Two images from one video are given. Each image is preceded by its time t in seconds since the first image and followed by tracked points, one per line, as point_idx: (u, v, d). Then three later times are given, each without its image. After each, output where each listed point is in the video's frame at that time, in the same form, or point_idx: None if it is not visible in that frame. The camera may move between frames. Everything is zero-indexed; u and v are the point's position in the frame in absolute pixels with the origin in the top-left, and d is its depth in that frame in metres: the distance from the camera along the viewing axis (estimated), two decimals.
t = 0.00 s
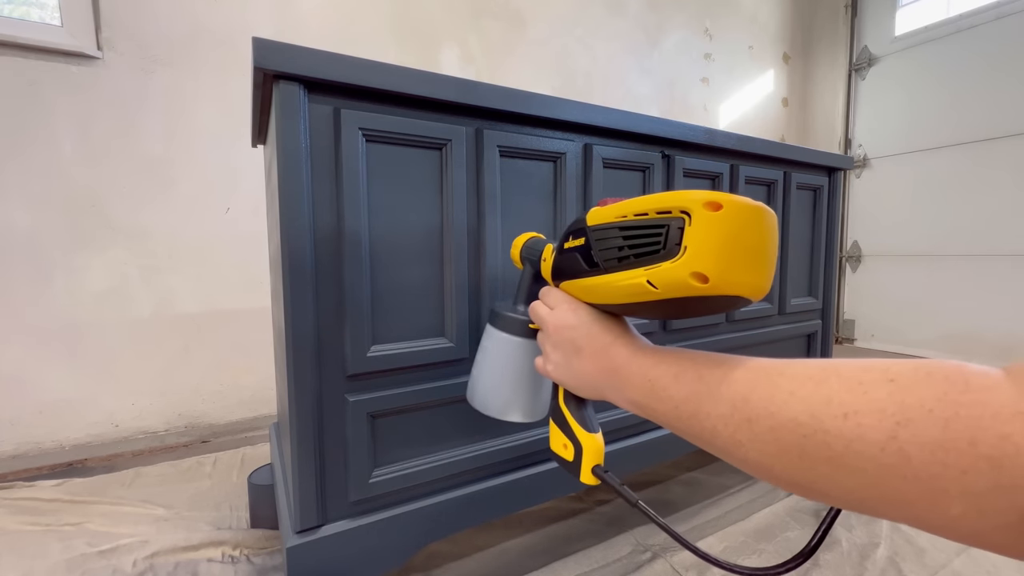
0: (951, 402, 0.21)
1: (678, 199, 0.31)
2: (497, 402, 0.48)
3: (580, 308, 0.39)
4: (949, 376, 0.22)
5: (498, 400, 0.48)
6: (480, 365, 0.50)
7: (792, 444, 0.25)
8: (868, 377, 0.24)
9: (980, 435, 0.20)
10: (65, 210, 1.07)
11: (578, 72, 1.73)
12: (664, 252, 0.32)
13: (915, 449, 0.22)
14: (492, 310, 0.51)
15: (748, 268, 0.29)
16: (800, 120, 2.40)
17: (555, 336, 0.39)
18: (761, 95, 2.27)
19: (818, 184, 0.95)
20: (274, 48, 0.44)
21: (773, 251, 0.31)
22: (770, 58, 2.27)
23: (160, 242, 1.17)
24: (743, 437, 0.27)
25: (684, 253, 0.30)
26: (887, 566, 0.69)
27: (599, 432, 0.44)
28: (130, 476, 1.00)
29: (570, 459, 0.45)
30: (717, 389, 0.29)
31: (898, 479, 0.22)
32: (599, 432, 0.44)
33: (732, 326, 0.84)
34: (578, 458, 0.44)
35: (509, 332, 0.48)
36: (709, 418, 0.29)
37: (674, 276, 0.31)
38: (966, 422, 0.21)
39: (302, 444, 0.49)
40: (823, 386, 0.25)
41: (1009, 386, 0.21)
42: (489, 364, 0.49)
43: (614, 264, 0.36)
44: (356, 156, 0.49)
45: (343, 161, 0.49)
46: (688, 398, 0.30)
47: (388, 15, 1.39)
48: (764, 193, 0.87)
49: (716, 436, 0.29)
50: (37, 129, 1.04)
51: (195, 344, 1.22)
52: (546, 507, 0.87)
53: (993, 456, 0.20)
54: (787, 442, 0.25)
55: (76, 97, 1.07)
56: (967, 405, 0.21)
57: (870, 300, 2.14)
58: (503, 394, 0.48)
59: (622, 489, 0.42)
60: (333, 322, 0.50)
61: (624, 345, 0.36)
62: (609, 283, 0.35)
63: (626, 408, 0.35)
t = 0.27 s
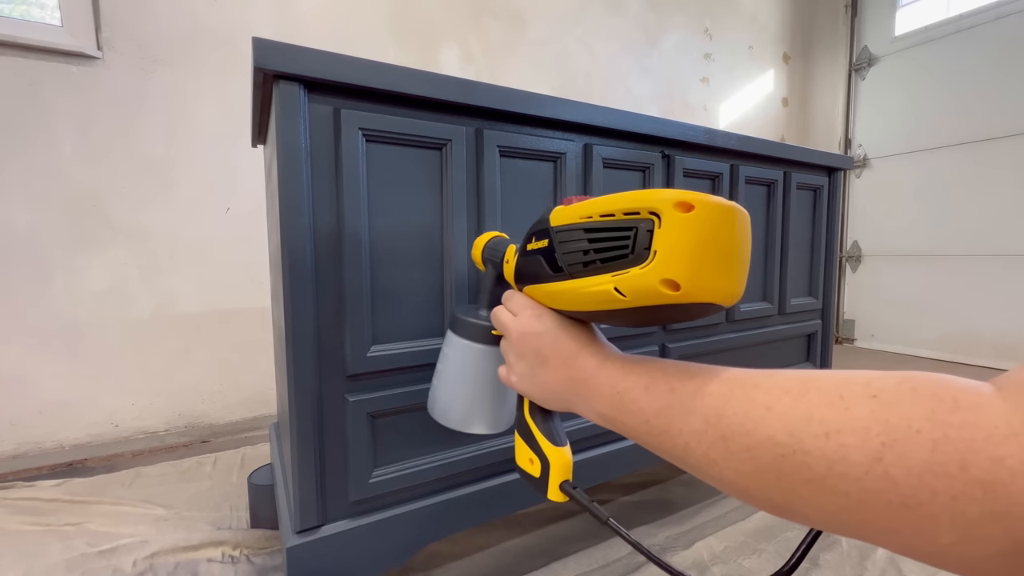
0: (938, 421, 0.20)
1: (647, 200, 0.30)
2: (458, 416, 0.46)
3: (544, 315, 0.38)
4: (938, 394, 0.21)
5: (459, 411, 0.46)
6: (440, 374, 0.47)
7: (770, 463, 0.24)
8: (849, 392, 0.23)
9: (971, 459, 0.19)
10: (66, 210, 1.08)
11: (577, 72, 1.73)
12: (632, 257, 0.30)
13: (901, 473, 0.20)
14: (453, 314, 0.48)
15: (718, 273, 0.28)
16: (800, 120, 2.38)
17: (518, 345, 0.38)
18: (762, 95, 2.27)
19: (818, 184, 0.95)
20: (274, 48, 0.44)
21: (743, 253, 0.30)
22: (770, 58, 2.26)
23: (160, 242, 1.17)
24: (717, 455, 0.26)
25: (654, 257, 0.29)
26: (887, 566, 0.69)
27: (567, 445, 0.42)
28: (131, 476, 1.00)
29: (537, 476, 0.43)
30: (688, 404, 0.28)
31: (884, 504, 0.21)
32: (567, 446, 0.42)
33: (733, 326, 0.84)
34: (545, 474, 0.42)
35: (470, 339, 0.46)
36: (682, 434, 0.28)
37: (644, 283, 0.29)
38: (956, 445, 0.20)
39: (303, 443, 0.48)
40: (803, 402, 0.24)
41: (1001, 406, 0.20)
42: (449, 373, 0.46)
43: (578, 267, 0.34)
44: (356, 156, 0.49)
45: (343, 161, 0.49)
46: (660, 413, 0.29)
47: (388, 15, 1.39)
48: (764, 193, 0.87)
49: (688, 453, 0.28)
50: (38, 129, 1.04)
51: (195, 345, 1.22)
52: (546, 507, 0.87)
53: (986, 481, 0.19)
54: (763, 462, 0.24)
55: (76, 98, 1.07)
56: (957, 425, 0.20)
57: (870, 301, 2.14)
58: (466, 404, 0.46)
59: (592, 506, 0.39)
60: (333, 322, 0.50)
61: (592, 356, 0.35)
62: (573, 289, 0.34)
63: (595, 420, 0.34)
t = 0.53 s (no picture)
0: (908, 433, 0.20)
1: (607, 198, 0.28)
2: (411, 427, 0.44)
3: (501, 320, 0.35)
4: (908, 403, 0.21)
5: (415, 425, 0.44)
6: (393, 385, 0.45)
7: (733, 478, 0.23)
8: (816, 402, 0.23)
9: (943, 474, 0.19)
10: (65, 210, 1.07)
11: (577, 73, 1.73)
12: (592, 259, 0.28)
13: (869, 487, 0.20)
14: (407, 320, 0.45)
15: (682, 277, 0.27)
16: (800, 121, 2.38)
17: (473, 352, 0.35)
18: (761, 95, 2.27)
19: (818, 184, 0.95)
20: (274, 48, 0.44)
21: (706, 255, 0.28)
22: (770, 58, 2.26)
23: (160, 242, 1.17)
24: (680, 469, 0.25)
25: (615, 260, 0.27)
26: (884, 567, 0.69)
27: (528, 458, 0.39)
28: (131, 476, 1.00)
29: (496, 491, 0.40)
30: (652, 415, 0.27)
31: (852, 520, 0.21)
32: (528, 457, 0.40)
33: (732, 326, 0.84)
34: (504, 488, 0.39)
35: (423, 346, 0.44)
36: (644, 447, 0.27)
37: (605, 288, 0.28)
38: (928, 458, 0.19)
39: (303, 442, 0.49)
40: (767, 412, 0.23)
41: (972, 417, 0.20)
42: (402, 384, 0.44)
43: (536, 270, 0.32)
44: (356, 156, 0.49)
45: (344, 161, 0.49)
46: (622, 425, 0.28)
47: (388, 15, 1.39)
48: (764, 193, 0.87)
49: (651, 466, 0.27)
50: (37, 129, 1.04)
51: (195, 345, 1.22)
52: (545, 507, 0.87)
53: (958, 496, 0.19)
54: (727, 476, 0.24)
55: (77, 98, 1.07)
56: (928, 437, 0.20)
57: (870, 301, 2.14)
58: (420, 417, 0.43)
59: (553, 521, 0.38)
60: (332, 322, 0.50)
61: (551, 362, 0.33)
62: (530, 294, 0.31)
63: (554, 430, 0.33)
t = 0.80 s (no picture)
0: (874, 446, 0.20)
1: (569, 203, 0.28)
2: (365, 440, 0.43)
3: (457, 327, 0.34)
4: (875, 416, 0.21)
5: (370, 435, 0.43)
6: (342, 395, 0.44)
7: (699, 493, 0.23)
8: (781, 414, 0.23)
9: (910, 489, 0.19)
10: (65, 211, 1.07)
11: (577, 72, 1.73)
12: (554, 267, 0.28)
13: (837, 504, 0.20)
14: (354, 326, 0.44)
15: (643, 284, 0.27)
16: (800, 121, 2.38)
17: (429, 362, 0.34)
18: (761, 95, 2.26)
19: (818, 184, 0.95)
20: (273, 48, 0.44)
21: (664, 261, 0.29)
22: (769, 58, 2.26)
23: (160, 242, 1.17)
24: (646, 483, 0.25)
25: (578, 268, 0.27)
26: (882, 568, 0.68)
27: (489, 468, 0.38)
28: (130, 476, 1.00)
29: (458, 504, 0.39)
30: (616, 428, 0.27)
31: (820, 536, 0.21)
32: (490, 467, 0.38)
33: (732, 326, 0.84)
34: (466, 501, 0.38)
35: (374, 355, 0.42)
36: (609, 460, 0.27)
37: (568, 297, 0.27)
38: (894, 473, 0.19)
39: (303, 442, 0.49)
40: (733, 425, 0.23)
41: (936, 428, 0.20)
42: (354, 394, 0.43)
43: (494, 277, 0.31)
44: (356, 157, 0.49)
45: (344, 161, 0.48)
46: (585, 437, 0.28)
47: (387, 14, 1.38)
48: (764, 193, 0.87)
49: (617, 480, 0.27)
50: (37, 129, 1.04)
51: (195, 345, 1.22)
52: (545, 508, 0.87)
53: (924, 511, 0.19)
54: (693, 492, 0.23)
55: (77, 98, 1.07)
56: (893, 451, 0.20)
57: (870, 301, 2.14)
58: (372, 429, 0.43)
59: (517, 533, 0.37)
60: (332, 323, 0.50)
61: (511, 372, 0.32)
62: (489, 302, 0.31)
63: (515, 440, 0.32)
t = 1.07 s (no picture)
0: (844, 456, 0.20)
1: (538, 211, 0.27)
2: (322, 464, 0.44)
3: (418, 339, 0.32)
4: (845, 425, 0.21)
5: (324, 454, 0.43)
6: (296, 417, 0.43)
7: (672, 508, 0.23)
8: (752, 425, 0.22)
9: (881, 501, 0.18)
10: (66, 211, 1.07)
11: (577, 71, 1.73)
12: (524, 278, 0.27)
13: (810, 516, 0.20)
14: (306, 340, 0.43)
15: (615, 294, 0.26)
16: (800, 121, 2.38)
17: (392, 378, 0.33)
18: (761, 95, 2.26)
19: (818, 184, 0.95)
20: (272, 48, 0.44)
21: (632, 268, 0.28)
22: (769, 57, 2.26)
23: (160, 242, 1.17)
24: (617, 498, 0.24)
25: (549, 280, 0.26)
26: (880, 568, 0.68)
27: (459, 484, 0.38)
28: (130, 476, 1.00)
29: (426, 524, 0.39)
30: (584, 441, 0.26)
31: (793, 549, 0.20)
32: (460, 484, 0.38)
33: (733, 326, 0.84)
34: (435, 520, 0.38)
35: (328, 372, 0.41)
36: (579, 475, 0.26)
37: (539, 311, 0.26)
38: (865, 484, 0.19)
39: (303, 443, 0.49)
40: (704, 436, 0.23)
41: (904, 436, 0.20)
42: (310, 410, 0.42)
43: (460, 288, 0.30)
44: (355, 156, 0.49)
45: (343, 160, 0.49)
46: (554, 452, 0.27)
47: (387, 14, 1.38)
48: (764, 193, 0.87)
49: (589, 496, 0.26)
50: (38, 130, 1.04)
51: (195, 345, 1.22)
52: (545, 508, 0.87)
53: (897, 523, 0.18)
54: (666, 506, 0.23)
55: (77, 99, 1.07)
56: (864, 461, 0.19)
57: (870, 301, 2.14)
58: (328, 455, 0.43)
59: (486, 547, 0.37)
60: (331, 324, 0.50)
61: (478, 384, 0.31)
62: (457, 316, 0.29)
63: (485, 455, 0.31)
